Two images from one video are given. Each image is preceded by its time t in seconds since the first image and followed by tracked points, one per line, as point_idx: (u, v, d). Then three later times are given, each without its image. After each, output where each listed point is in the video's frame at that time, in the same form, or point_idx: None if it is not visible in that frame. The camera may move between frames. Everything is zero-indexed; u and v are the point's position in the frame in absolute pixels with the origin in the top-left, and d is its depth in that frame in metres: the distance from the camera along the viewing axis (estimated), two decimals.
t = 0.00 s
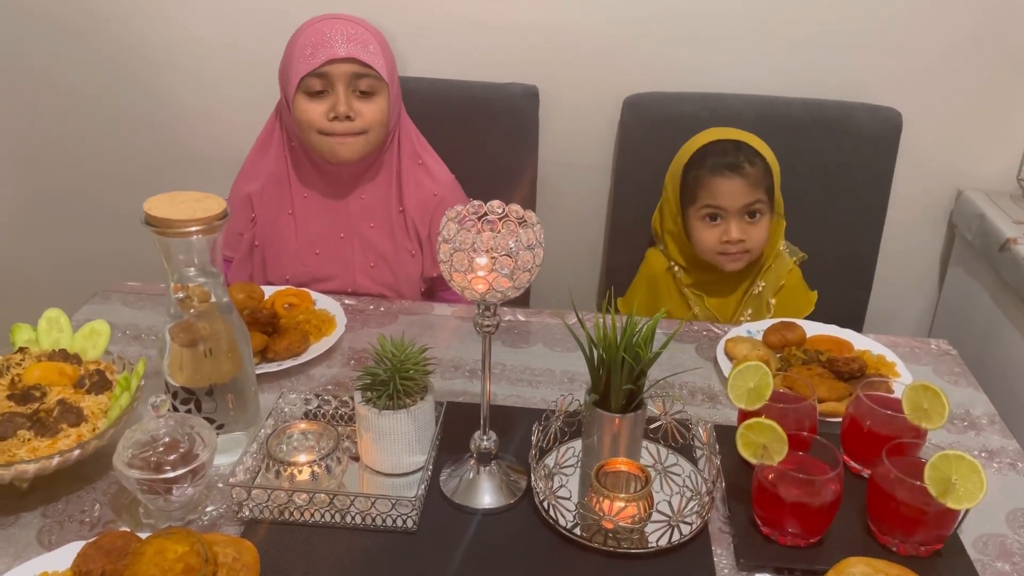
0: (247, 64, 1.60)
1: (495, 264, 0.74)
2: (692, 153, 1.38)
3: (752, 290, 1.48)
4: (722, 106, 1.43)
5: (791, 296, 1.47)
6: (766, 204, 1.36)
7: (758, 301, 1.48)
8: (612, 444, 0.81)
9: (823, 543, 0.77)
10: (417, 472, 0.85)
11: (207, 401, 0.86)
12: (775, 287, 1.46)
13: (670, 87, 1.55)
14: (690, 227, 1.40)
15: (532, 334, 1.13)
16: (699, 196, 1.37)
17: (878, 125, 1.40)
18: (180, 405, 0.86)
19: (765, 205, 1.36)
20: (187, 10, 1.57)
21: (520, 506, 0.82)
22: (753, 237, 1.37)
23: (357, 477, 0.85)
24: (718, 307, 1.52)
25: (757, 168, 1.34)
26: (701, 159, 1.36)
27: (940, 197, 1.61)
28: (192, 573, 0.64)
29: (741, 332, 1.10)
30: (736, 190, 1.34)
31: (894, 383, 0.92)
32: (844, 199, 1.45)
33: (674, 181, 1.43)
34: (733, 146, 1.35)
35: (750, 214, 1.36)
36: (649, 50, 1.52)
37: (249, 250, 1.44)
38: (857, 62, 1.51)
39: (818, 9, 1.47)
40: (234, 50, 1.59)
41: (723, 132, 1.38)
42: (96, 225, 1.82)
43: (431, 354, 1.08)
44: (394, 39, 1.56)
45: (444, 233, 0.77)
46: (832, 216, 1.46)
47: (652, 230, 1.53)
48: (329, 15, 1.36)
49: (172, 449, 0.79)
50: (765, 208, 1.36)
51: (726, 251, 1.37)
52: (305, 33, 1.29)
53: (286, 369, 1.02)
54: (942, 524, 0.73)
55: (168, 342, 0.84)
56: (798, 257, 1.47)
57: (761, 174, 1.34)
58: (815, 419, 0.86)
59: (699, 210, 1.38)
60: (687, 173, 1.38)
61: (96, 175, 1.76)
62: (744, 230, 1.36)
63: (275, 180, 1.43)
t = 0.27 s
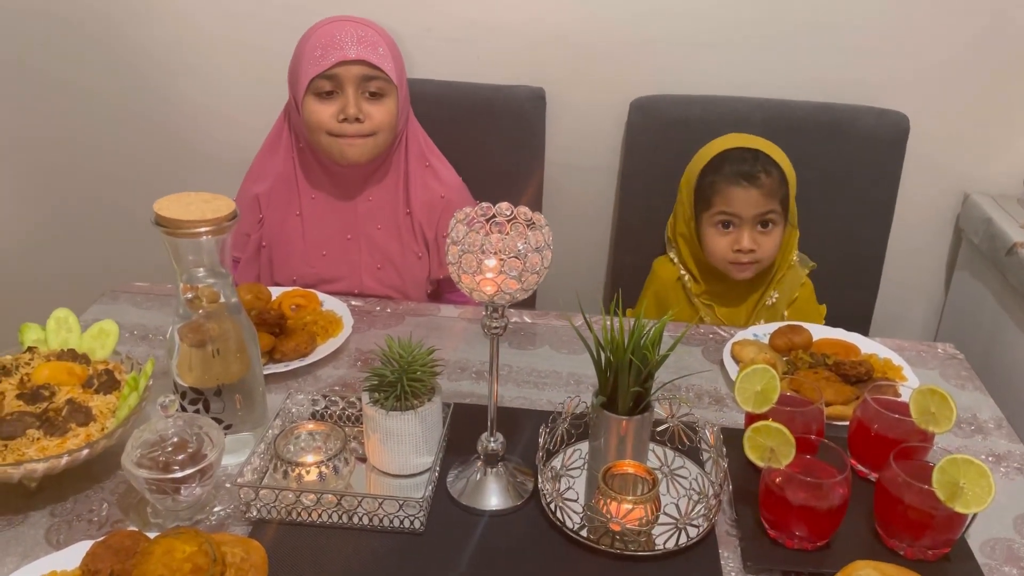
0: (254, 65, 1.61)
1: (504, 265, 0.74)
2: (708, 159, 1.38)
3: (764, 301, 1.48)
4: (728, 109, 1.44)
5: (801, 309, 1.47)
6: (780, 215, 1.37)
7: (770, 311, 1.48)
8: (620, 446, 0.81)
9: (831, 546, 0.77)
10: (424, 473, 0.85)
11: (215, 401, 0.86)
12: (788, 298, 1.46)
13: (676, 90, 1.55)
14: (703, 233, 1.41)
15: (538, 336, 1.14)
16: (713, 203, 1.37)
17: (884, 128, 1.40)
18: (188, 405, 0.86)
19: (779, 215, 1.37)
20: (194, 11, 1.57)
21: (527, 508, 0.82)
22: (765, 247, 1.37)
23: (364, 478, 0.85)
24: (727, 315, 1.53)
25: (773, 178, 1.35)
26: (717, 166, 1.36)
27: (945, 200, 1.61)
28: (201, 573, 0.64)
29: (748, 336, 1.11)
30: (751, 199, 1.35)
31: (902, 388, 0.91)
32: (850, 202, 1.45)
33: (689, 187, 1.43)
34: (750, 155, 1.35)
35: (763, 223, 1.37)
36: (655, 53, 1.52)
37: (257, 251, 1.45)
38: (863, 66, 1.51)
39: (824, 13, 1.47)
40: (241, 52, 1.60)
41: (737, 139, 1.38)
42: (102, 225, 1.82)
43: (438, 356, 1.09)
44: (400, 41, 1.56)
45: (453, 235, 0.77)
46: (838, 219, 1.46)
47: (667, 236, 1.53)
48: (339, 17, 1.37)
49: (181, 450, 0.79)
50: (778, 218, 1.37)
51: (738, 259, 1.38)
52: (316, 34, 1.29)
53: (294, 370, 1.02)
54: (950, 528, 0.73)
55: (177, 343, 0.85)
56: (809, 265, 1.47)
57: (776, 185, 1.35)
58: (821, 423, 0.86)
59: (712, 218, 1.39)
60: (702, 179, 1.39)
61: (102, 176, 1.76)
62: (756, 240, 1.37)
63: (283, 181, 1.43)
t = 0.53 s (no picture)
0: (261, 69, 1.61)
1: (510, 270, 0.74)
2: (714, 167, 1.38)
3: (766, 304, 1.49)
4: (734, 114, 1.44)
5: (803, 313, 1.47)
6: (784, 224, 1.37)
7: (772, 314, 1.49)
8: (626, 451, 0.81)
9: (836, 553, 0.77)
10: (429, 477, 0.85)
11: (221, 404, 0.87)
12: (790, 301, 1.47)
13: (682, 94, 1.56)
14: (707, 241, 1.41)
15: (543, 340, 1.14)
16: (717, 212, 1.38)
17: (891, 133, 1.40)
18: (195, 408, 0.87)
19: (783, 225, 1.37)
20: (202, 15, 1.58)
21: (532, 513, 0.82)
22: (769, 256, 1.37)
23: (370, 481, 0.85)
24: (730, 318, 1.53)
25: (777, 188, 1.35)
26: (722, 174, 1.36)
27: (952, 205, 1.61)
28: None
29: (753, 340, 1.11)
30: (755, 209, 1.35)
31: (908, 394, 0.91)
32: (857, 207, 1.44)
33: (693, 194, 1.43)
34: (755, 164, 1.35)
35: (767, 232, 1.37)
36: (661, 57, 1.52)
37: (263, 254, 1.45)
38: (870, 71, 1.51)
39: (831, 17, 1.47)
40: (248, 55, 1.60)
41: (742, 147, 1.37)
42: (108, 227, 1.83)
43: (443, 360, 1.09)
44: (407, 45, 1.57)
45: (459, 239, 0.77)
46: (844, 223, 1.46)
47: (669, 240, 1.53)
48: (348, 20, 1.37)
49: (187, 452, 0.79)
50: (782, 227, 1.37)
51: (742, 268, 1.38)
52: (325, 37, 1.30)
53: (300, 373, 1.03)
54: (956, 534, 0.73)
55: (184, 346, 0.85)
56: (813, 268, 1.47)
57: (781, 195, 1.35)
58: (828, 429, 0.86)
59: (716, 225, 1.39)
60: (707, 187, 1.39)
61: (110, 178, 1.77)
62: (760, 248, 1.37)
63: (291, 183, 1.44)
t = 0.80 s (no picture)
0: (272, 74, 1.62)
1: (520, 275, 0.74)
2: (714, 172, 1.39)
3: (766, 307, 1.49)
4: (742, 119, 1.44)
5: (804, 313, 1.47)
6: (783, 229, 1.37)
7: (772, 318, 1.49)
8: (635, 456, 0.81)
9: (843, 557, 0.77)
10: (438, 480, 0.86)
11: (233, 406, 0.87)
12: (789, 303, 1.47)
13: (690, 98, 1.56)
14: (706, 246, 1.42)
15: (551, 344, 1.14)
16: (717, 217, 1.38)
17: (899, 138, 1.40)
18: (207, 410, 0.88)
19: (782, 230, 1.37)
20: (213, 20, 1.59)
21: (541, 516, 0.82)
22: (768, 261, 1.38)
23: (379, 484, 0.86)
24: (730, 323, 1.53)
25: (776, 194, 1.35)
26: (722, 180, 1.37)
27: (960, 210, 1.61)
28: None
29: (761, 345, 1.11)
30: (754, 214, 1.35)
31: (915, 398, 0.92)
32: (864, 211, 1.45)
33: (693, 199, 1.44)
34: (755, 169, 1.35)
35: (766, 237, 1.37)
36: (669, 62, 1.53)
37: (274, 258, 1.46)
38: (877, 75, 1.51)
39: (839, 22, 1.47)
40: (258, 59, 1.61)
41: (740, 153, 1.38)
42: (118, 230, 1.84)
43: (452, 363, 1.09)
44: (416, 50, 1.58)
45: (469, 244, 0.78)
46: (852, 228, 1.46)
47: (670, 245, 1.54)
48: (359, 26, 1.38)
49: (199, 454, 0.80)
50: (781, 232, 1.37)
51: (742, 273, 1.38)
52: (336, 42, 1.31)
53: (310, 375, 1.04)
54: (963, 540, 0.73)
55: (196, 349, 0.86)
56: (814, 271, 1.46)
57: (780, 199, 1.36)
58: (835, 434, 0.87)
59: (716, 230, 1.39)
60: (706, 192, 1.39)
61: (120, 181, 1.78)
62: (760, 253, 1.37)
63: (301, 188, 1.45)
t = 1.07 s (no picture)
0: (280, 78, 1.63)
1: (526, 278, 0.74)
2: (720, 173, 1.39)
3: (772, 308, 1.49)
4: (749, 122, 1.44)
5: (810, 315, 1.48)
6: (789, 229, 1.37)
7: (779, 319, 1.49)
8: (642, 459, 0.81)
9: (850, 561, 0.77)
10: (445, 481, 0.86)
11: (241, 408, 0.88)
12: (796, 306, 1.47)
13: (697, 102, 1.56)
14: (713, 247, 1.41)
15: (558, 346, 1.15)
16: (723, 217, 1.38)
17: (907, 141, 1.40)
18: (215, 412, 0.88)
19: (787, 230, 1.37)
20: (223, 23, 1.60)
21: (548, 518, 0.83)
22: (773, 262, 1.37)
23: (386, 485, 0.86)
24: (737, 324, 1.53)
25: (782, 194, 1.35)
26: (728, 180, 1.37)
27: (969, 213, 1.60)
28: None
29: (768, 348, 1.11)
30: (760, 214, 1.35)
31: (922, 402, 0.92)
32: (871, 214, 1.44)
33: (698, 200, 1.44)
34: (761, 170, 1.35)
35: (772, 238, 1.37)
36: (676, 65, 1.53)
37: (282, 261, 1.47)
38: (884, 78, 1.51)
39: (846, 24, 1.47)
40: (267, 63, 1.62)
41: (744, 153, 1.38)
42: (127, 232, 1.85)
43: (459, 365, 1.10)
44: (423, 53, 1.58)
45: (476, 247, 0.78)
46: (859, 231, 1.46)
47: (675, 248, 1.54)
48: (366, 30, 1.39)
49: (208, 456, 0.81)
50: (786, 233, 1.37)
51: (748, 274, 1.38)
52: (343, 46, 1.31)
53: (317, 377, 1.04)
54: (970, 543, 0.73)
55: (205, 350, 0.86)
56: (820, 274, 1.47)
57: (786, 200, 1.35)
58: (842, 437, 0.87)
59: (722, 231, 1.38)
60: (712, 193, 1.39)
61: (130, 183, 1.79)
62: (765, 254, 1.37)
63: (309, 191, 1.46)
